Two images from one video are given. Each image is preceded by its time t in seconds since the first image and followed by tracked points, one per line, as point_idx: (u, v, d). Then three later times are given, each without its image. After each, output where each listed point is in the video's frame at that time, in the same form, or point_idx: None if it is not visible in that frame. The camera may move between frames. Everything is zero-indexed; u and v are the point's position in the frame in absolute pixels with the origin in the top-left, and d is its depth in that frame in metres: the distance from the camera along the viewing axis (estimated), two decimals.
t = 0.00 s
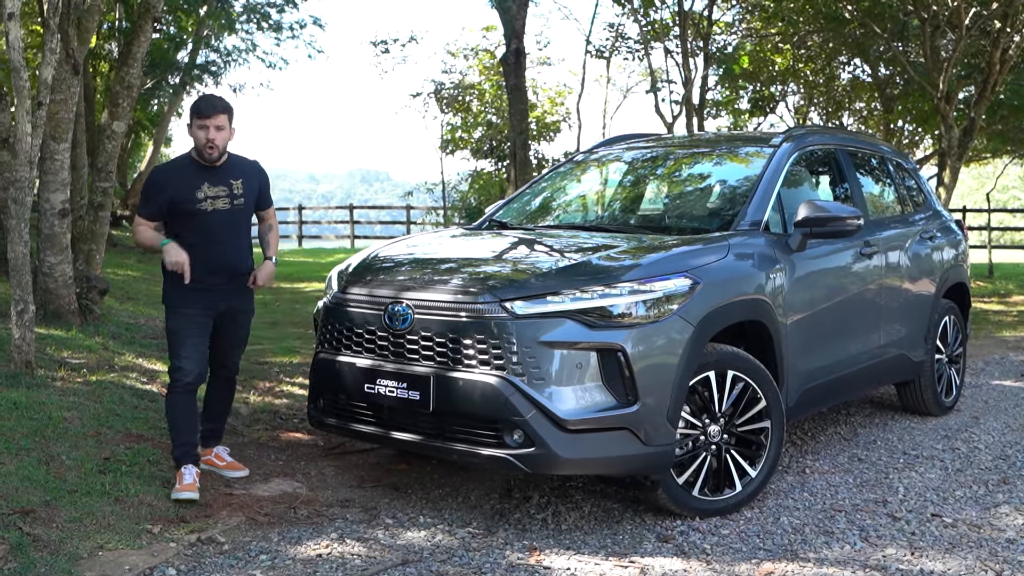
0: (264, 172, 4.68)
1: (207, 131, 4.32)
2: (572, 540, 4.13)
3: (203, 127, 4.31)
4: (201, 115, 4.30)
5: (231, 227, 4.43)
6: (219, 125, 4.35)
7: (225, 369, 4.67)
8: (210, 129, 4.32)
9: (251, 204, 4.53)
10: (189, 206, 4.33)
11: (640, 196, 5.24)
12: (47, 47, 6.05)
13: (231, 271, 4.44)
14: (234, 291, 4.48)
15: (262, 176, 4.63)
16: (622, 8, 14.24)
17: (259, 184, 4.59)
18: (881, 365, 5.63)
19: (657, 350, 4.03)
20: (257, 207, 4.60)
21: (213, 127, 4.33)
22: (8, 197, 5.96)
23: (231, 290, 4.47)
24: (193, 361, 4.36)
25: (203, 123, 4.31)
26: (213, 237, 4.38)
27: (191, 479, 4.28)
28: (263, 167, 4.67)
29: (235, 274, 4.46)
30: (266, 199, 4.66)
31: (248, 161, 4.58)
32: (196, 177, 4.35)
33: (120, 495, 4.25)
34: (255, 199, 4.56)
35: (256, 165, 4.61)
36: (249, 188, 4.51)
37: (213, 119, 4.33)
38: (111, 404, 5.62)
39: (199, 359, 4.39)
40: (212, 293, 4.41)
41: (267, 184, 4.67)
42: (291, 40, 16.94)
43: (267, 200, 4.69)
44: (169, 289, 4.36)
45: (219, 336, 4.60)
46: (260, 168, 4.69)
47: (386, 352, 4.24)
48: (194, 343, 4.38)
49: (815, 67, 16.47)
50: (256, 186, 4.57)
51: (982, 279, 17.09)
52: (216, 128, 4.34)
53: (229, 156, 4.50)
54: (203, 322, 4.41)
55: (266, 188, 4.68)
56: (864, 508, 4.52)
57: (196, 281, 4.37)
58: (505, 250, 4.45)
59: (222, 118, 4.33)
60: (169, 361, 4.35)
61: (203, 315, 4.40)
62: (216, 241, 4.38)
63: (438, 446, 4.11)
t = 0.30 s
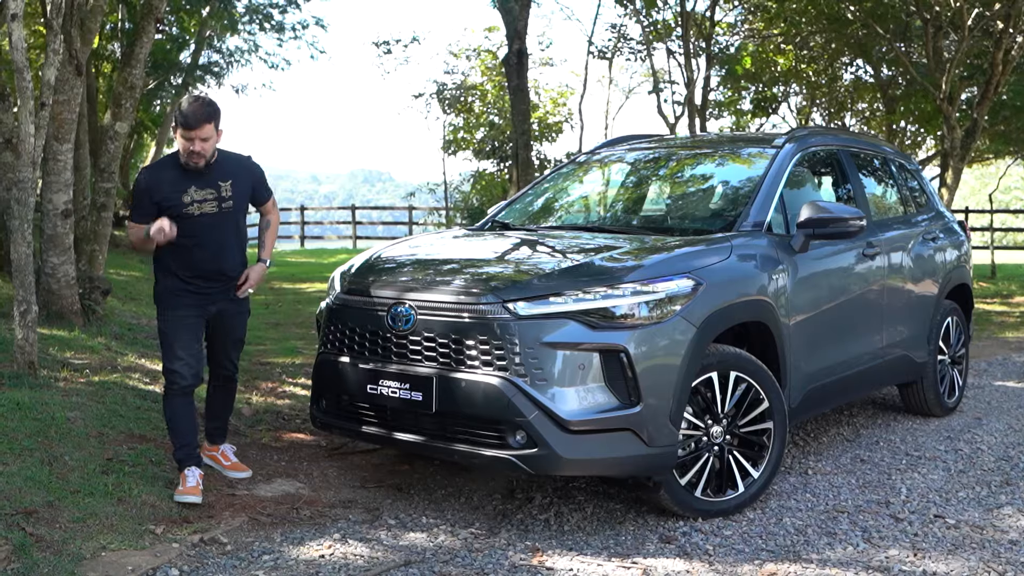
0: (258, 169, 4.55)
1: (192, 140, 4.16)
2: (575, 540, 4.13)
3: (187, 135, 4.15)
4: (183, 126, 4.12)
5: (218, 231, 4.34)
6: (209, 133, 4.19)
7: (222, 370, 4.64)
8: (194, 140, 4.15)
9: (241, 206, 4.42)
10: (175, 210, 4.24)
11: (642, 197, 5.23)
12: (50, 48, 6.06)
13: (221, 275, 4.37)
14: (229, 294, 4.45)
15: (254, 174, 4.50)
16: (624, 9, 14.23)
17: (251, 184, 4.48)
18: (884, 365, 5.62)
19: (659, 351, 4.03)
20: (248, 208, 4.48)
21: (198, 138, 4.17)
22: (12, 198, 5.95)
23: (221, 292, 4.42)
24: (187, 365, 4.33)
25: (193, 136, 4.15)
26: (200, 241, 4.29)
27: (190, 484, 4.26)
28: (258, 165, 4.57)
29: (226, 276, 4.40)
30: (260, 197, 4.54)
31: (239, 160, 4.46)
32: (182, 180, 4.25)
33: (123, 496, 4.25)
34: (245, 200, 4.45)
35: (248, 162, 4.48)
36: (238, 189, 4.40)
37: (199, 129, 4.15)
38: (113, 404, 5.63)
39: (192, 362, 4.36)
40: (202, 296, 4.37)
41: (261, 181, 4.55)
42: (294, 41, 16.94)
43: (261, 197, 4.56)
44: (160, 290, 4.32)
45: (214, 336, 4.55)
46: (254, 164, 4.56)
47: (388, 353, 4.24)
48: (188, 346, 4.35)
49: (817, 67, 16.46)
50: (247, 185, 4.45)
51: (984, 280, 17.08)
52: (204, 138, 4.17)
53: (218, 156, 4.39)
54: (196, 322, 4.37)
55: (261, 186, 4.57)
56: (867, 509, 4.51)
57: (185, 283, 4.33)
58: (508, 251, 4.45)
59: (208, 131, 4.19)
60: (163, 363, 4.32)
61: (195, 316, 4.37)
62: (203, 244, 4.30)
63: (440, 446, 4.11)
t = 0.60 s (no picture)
0: (242, 164, 4.49)
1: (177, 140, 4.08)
2: (577, 541, 4.14)
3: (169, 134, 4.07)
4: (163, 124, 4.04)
5: (211, 230, 4.30)
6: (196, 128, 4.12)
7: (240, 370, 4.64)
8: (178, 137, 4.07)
9: (230, 202, 4.37)
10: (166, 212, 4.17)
11: (644, 198, 5.24)
12: (52, 49, 6.07)
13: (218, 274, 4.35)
14: (228, 293, 4.44)
15: (239, 170, 4.44)
16: (626, 10, 14.23)
17: (237, 178, 4.42)
18: (886, 366, 5.63)
19: (662, 352, 4.03)
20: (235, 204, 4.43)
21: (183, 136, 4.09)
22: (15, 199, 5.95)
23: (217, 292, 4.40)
24: (188, 368, 4.30)
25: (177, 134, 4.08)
26: (194, 242, 4.25)
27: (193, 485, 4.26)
28: (240, 158, 4.50)
29: (223, 275, 4.38)
30: (247, 192, 4.48)
31: (224, 155, 4.39)
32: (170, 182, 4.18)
33: (126, 496, 4.26)
34: (234, 196, 4.39)
35: (232, 157, 4.42)
36: (226, 186, 4.35)
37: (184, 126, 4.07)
38: (116, 405, 5.64)
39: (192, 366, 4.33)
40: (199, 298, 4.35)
41: (246, 177, 4.49)
42: (296, 41, 16.94)
43: (248, 192, 4.51)
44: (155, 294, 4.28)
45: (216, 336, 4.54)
46: (237, 159, 4.50)
47: (391, 354, 4.25)
48: (188, 348, 4.32)
49: (819, 68, 16.46)
50: (233, 181, 4.40)
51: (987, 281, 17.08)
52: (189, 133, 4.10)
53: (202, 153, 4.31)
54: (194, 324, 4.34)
55: (245, 179, 4.51)
56: (869, 509, 4.52)
57: (183, 286, 4.30)
58: (510, 252, 4.46)
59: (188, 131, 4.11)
60: (164, 368, 4.29)
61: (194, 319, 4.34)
62: (196, 245, 4.26)
63: (443, 447, 4.12)
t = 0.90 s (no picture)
0: (225, 159, 4.50)
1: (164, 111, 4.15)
2: (578, 540, 4.15)
3: (154, 104, 4.13)
4: (146, 92, 4.12)
5: (204, 222, 4.28)
6: (183, 104, 4.23)
7: (257, 360, 4.61)
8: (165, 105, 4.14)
9: (219, 193, 4.38)
10: (158, 207, 4.16)
11: (645, 199, 5.25)
12: (56, 50, 6.10)
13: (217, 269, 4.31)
14: (233, 290, 4.41)
15: (224, 163, 4.45)
16: (627, 11, 14.24)
17: (223, 170, 4.44)
18: (887, 366, 5.65)
19: (663, 352, 4.05)
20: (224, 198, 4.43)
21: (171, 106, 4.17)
22: (18, 199, 5.97)
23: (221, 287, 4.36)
24: (191, 372, 4.29)
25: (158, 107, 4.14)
26: (189, 235, 4.22)
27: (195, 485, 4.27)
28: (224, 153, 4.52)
29: (223, 269, 4.36)
30: (233, 187, 4.48)
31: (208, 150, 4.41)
32: (160, 176, 4.18)
33: (129, 495, 4.28)
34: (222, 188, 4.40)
35: (217, 151, 4.43)
36: (214, 177, 4.36)
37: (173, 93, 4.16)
38: (119, 405, 5.67)
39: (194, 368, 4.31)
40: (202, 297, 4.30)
41: (232, 171, 4.49)
42: (297, 42, 16.95)
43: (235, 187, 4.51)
44: (154, 299, 4.23)
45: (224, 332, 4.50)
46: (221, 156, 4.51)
47: (392, 354, 4.27)
48: (192, 350, 4.30)
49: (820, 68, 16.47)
50: (220, 173, 4.41)
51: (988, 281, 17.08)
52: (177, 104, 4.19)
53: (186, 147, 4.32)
54: (196, 327, 4.31)
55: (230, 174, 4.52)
56: (870, 509, 4.53)
57: (183, 286, 4.26)
58: (512, 252, 4.47)
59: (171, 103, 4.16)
60: (166, 372, 4.26)
61: (196, 321, 4.30)
62: (191, 238, 4.23)
63: (445, 446, 4.14)
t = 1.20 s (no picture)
0: (221, 158, 4.41)
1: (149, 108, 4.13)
2: (580, 540, 4.16)
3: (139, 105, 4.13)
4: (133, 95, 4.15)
5: (194, 220, 4.19)
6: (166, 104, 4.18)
7: (258, 361, 4.38)
8: (150, 102, 4.12)
9: (213, 191, 4.28)
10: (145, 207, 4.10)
11: (647, 199, 5.27)
12: (58, 51, 6.11)
13: (209, 265, 4.19)
14: (232, 285, 4.28)
15: (218, 160, 4.35)
16: (628, 12, 14.26)
17: (218, 169, 4.34)
18: (888, 366, 5.66)
19: (664, 352, 4.06)
20: (219, 195, 4.33)
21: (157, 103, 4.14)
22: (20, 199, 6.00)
23: (218, 282, 4.23)
24: (190, 371, 4.26)
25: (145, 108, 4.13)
26: (178, 234, 4.14)
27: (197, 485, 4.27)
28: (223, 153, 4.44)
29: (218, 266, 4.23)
30: (228, 184, 4.38)
31: (201, 148, 4.33)
32: (146, 176, 4.13)
33: (132, 495, 4.29)
34: (214, 185, 4.31)
35: (211, 149, 4.34)
36: (205, 175, 4.27)
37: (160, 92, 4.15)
38: (121, 405, 5.68)
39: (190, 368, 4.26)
40: (195, 297, 4.20)
41: (227, 169, 4.40)
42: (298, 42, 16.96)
43: (230, 185, 4.40)
44: (150, 300, 4.18)
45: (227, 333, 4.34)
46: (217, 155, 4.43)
47: (395, 354, 4.28)
48: (191, 349, 4.25)
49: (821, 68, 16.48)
50: (213, 171, 4.31)
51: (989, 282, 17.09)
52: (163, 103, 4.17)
53: (176, 148, 4.26)
54: (194, 326, 4.23)
55: (229, 172, 4.41)
56: (871, 509, 4.54)
57: (178, 286, 4.18)
58: (514, 252, 4.49)
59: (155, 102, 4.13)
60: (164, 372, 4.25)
61: (193, 320, 4.22)
62: (180, 237, 4.14)
63: (447, 446, 4.15)
